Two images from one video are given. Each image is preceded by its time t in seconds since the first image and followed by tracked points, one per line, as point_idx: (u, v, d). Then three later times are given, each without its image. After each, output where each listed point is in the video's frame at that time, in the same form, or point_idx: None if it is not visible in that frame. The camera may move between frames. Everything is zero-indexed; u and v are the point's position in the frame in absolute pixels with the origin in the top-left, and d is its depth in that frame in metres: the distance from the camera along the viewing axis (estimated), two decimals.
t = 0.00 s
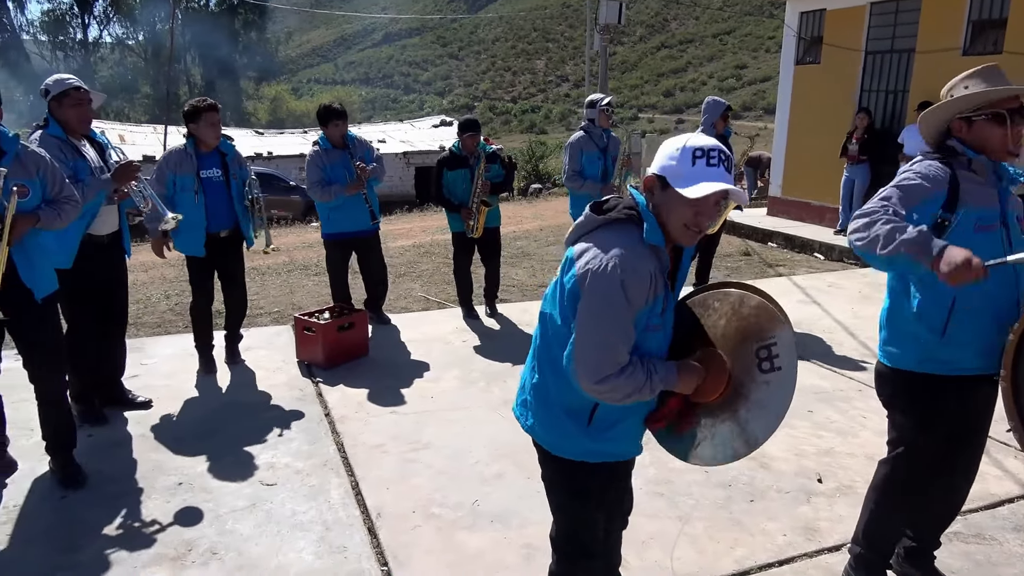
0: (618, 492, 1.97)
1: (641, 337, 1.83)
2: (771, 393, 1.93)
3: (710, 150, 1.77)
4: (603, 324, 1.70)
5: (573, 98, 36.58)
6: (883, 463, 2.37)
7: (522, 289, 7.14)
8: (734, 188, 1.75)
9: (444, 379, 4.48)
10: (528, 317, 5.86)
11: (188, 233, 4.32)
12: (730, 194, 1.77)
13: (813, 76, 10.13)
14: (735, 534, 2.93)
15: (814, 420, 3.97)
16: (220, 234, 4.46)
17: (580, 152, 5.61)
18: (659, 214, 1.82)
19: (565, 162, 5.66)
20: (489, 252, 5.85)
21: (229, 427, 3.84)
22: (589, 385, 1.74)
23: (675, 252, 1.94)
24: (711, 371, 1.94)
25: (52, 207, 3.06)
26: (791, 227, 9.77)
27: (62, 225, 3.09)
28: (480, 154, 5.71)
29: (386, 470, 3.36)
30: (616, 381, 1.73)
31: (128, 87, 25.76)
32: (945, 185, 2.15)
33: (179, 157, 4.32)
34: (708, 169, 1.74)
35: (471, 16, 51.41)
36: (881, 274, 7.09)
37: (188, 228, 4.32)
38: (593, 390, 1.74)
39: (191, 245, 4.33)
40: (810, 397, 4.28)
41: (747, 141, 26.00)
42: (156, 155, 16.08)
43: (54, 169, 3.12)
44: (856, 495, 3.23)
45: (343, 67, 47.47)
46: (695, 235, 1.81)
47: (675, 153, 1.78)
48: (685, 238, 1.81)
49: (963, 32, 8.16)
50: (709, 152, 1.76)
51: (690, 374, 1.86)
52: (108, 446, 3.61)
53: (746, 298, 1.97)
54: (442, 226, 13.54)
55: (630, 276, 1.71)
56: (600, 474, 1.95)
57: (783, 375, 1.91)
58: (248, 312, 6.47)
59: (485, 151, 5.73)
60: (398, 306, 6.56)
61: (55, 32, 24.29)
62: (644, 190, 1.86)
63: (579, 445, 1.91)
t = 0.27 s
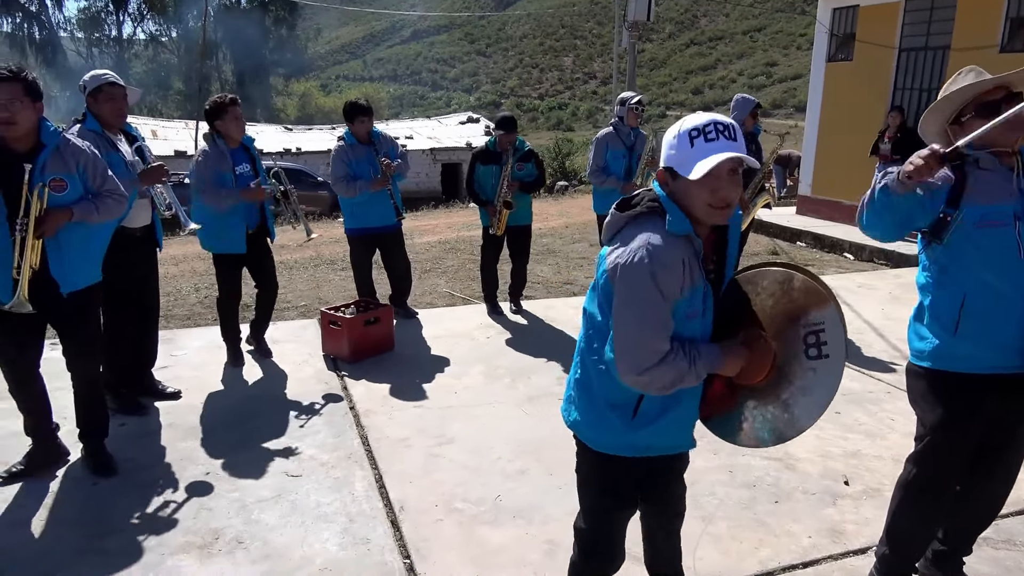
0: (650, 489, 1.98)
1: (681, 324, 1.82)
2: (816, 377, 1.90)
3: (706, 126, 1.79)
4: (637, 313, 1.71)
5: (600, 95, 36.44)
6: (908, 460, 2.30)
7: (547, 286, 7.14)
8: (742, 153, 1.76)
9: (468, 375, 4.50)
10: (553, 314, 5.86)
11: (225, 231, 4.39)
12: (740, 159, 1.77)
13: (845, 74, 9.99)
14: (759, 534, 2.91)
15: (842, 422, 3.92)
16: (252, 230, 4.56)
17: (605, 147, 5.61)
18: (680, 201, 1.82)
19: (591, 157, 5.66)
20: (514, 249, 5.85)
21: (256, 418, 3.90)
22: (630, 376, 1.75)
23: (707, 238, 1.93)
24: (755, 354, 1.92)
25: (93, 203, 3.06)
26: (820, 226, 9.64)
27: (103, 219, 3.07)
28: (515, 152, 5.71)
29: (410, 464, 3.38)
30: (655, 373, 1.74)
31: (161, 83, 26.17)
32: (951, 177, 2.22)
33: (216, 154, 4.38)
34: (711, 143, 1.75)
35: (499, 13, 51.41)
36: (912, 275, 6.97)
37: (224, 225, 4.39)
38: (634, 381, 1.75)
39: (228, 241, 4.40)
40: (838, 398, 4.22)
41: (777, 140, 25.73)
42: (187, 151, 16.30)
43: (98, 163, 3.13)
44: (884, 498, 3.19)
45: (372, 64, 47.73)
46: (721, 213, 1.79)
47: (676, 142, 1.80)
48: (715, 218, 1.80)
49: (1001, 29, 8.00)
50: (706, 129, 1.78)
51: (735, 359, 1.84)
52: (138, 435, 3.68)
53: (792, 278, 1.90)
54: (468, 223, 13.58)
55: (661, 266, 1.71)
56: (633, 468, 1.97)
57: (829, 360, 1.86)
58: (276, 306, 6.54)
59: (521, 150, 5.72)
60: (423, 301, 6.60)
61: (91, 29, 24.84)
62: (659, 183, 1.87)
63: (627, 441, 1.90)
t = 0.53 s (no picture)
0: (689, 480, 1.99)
1: (704, 311, 1.84)
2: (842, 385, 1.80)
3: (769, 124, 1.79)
4: (656, 290, 1.76)
5: (625, 91, 36.26)
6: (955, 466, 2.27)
7: (569, 283, 7.13)
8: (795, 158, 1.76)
9: (491, 371, 4.51)
10: (575, 311, 5.86)
11: (275, 223, 4.51)
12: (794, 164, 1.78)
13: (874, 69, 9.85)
14: (781, 534, 2.89)
15: (867, 421, 3.88)
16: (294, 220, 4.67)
17: (626, 142, 5.61)
18: (728, 197, 1.85)
19: (613, 152, 5.66)
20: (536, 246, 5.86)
21: (280, 412, 3.94)
22: (645, 349, 1.78)
23: (754, 235, 1.94)
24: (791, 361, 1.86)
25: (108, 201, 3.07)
26: (847, 224, 9.52)
27: (116, 218, 3.08)
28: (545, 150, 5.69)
29: (432, 459, 3.40)
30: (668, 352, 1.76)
31: (189, 81, 26.49)
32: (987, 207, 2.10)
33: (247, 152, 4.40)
34: (766, 143, 1.76)
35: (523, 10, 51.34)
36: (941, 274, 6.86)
37: (273, 219, 4.49)
38: (650, 358, 1.78)
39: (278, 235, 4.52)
40: (864, 398, 4.18)
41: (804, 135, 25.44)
42: (214, 147, 16.49)
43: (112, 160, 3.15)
44: (909, 499, 3.15)
45: (396, 61, 47.92)
46: (765, 214, 1.82)
47: (736, 137, 1.82)
48: (755, 217, 1.82)
49: None
50: (768, 128, 1.78)
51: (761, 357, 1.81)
52: (166, 427, 3.74)
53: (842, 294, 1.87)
54: (491, 219, 13.59)
55: (684, 247, 1.75)
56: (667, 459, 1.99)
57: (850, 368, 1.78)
58: (301, 301, 6.61)
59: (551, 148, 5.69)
60: (446, 297, 6.63)
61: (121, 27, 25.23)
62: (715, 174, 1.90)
63: (639, 417, 1.96)
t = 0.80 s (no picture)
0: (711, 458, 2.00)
1: (701, 274, 1.92)
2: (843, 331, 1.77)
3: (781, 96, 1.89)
4: (649, 244, 1.91)
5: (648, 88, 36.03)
6: (978, 462, 2.24)
7: (592, 280, 7.12)
8: (796, 123, 1.82)
9: (513, 368, 4.53)
10: (598, 308, 5.85)
11: (313, 219, 4.58)
12: (797, 131, 1.85)
13: (902, 64, 9.70)
14: (805, 534, 2.87)
15: (893, 421, 3.83)
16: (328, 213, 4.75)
17: (645, 140, 5.54)
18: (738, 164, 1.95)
19: (631, 152, 5.61)
20: (560, 243, 5.85)
21: (304, 406, 3.99)
22: (639, 298, 1.90)
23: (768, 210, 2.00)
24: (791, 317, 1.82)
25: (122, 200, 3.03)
26: (874, 221, 9.39)
27: (129, 218, 3.04)
28: (564, 144, 5.71)
29: (453, 455, 3.42)
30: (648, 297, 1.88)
31: (216, 80, 26.82)
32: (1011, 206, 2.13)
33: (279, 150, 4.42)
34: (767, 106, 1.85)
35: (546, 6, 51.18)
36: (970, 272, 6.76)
37: (311, 213, 4.56)
38: (642, 305, 1.89)
39: (317, 227, 4.60)
40: (890, 397, 4.12)
41: (830, 132, 25.19)
42: (240, 145, 16.66)
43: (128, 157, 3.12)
44: (936, 500, 3.11)
45: (419, 58, 48.05)
46: (769, 177, 1.88)
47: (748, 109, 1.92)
48: (753, 180, 1.90)
49: None
50: (776, 97, 1.85)
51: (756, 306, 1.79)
52: (192, 421, 3.80)
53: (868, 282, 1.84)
54: (513, 217, 13.60)
55: (677, 208, 1.91)
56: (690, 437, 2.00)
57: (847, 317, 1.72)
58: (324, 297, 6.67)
59: (572, 141, 5.71)
60: (468, 294, 6.65)
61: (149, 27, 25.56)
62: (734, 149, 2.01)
63: (653, 388, 2.01)
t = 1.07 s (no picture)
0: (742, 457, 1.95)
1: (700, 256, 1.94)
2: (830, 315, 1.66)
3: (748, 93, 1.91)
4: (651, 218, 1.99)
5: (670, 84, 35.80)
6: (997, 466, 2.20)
7: (612, 278, 7.10)
8: (754, 115, 1.84)
9: (532, 365, 4.52)
10: (617, 305, 5.83)
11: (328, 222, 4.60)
12: (757, 121, 1.86)
13: (929, 60, 9.55)
14: (826, 535, 2.84)
15: (917, 422, 3.78)
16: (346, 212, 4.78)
17: (660, 138, 5.52)
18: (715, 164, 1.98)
19: (647, 149, 5.58)
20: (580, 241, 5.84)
21: (325, 402, 4.02)
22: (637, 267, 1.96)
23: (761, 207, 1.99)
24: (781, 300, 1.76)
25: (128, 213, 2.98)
26: (899, 219, 9.27)
27: (133, 229, 2.99)
28: (587, 141, 5.69)
29: (472, 451, 3.43)
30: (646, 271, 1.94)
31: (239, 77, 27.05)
32: None
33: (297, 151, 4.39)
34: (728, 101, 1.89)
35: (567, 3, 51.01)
36: (997, 271, 6.65)
37: (324, 216, 4.57)
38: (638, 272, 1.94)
39: (330, 229, 4.61)
40: (914, 398, 4.07)
41: (854, 129, 24.91)
42: (262, 142, 16.79)
43: (146, 163, 3.07)
44: (960, 502, 3.06)
45: (440, 56, 48.11)
46: (740, 171, 1.90)
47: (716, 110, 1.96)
48: (725, 175, 1.93)
49: None
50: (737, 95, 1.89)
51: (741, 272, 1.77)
52: (214, 415, 3.84)
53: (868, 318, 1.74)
54: (534, 214, 13.59)
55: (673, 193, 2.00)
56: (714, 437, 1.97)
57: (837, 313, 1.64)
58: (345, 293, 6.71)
59: (595, 138, 5.67)
60: (488, 291, 6.66)
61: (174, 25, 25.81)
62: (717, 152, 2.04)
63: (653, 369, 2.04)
